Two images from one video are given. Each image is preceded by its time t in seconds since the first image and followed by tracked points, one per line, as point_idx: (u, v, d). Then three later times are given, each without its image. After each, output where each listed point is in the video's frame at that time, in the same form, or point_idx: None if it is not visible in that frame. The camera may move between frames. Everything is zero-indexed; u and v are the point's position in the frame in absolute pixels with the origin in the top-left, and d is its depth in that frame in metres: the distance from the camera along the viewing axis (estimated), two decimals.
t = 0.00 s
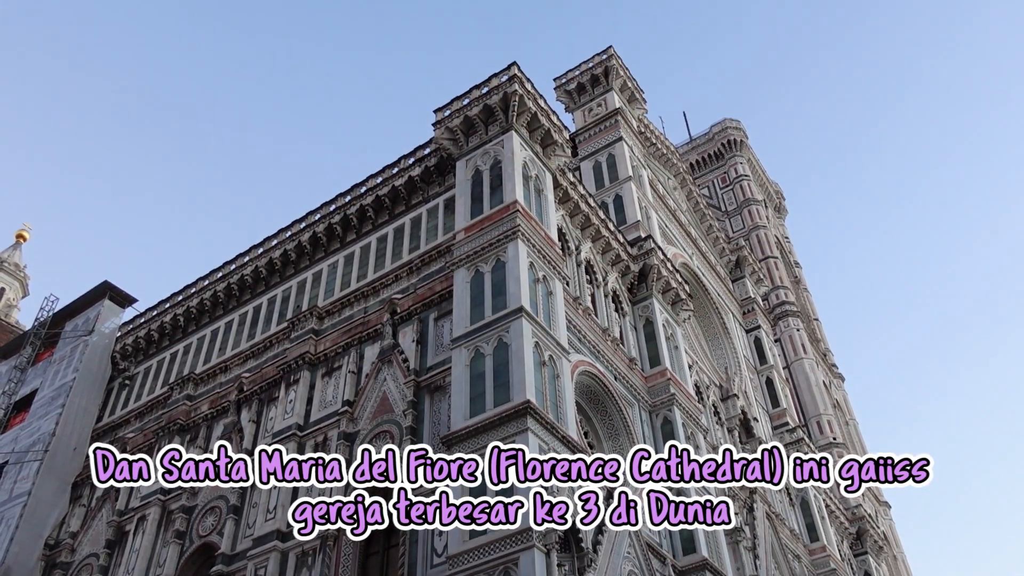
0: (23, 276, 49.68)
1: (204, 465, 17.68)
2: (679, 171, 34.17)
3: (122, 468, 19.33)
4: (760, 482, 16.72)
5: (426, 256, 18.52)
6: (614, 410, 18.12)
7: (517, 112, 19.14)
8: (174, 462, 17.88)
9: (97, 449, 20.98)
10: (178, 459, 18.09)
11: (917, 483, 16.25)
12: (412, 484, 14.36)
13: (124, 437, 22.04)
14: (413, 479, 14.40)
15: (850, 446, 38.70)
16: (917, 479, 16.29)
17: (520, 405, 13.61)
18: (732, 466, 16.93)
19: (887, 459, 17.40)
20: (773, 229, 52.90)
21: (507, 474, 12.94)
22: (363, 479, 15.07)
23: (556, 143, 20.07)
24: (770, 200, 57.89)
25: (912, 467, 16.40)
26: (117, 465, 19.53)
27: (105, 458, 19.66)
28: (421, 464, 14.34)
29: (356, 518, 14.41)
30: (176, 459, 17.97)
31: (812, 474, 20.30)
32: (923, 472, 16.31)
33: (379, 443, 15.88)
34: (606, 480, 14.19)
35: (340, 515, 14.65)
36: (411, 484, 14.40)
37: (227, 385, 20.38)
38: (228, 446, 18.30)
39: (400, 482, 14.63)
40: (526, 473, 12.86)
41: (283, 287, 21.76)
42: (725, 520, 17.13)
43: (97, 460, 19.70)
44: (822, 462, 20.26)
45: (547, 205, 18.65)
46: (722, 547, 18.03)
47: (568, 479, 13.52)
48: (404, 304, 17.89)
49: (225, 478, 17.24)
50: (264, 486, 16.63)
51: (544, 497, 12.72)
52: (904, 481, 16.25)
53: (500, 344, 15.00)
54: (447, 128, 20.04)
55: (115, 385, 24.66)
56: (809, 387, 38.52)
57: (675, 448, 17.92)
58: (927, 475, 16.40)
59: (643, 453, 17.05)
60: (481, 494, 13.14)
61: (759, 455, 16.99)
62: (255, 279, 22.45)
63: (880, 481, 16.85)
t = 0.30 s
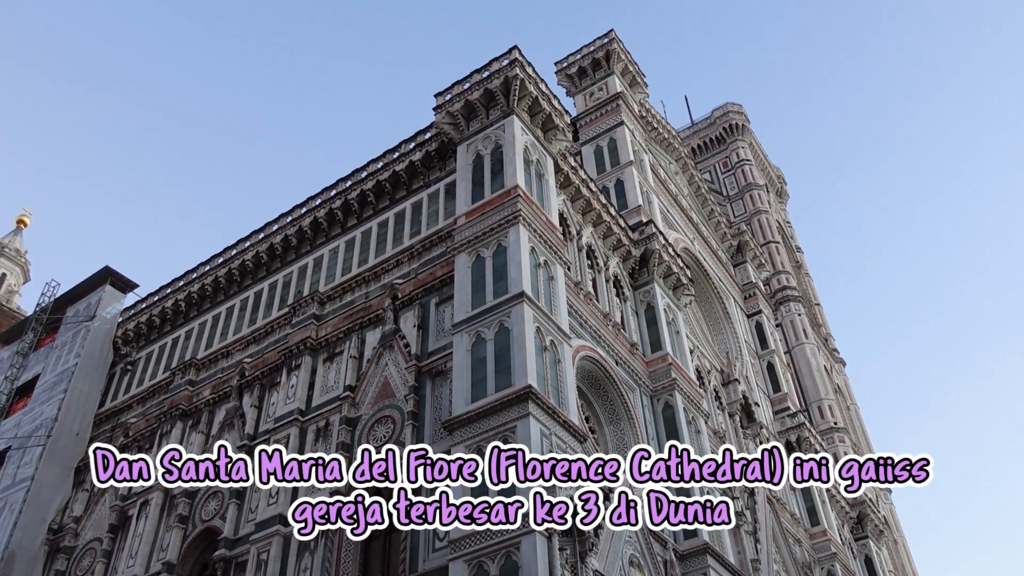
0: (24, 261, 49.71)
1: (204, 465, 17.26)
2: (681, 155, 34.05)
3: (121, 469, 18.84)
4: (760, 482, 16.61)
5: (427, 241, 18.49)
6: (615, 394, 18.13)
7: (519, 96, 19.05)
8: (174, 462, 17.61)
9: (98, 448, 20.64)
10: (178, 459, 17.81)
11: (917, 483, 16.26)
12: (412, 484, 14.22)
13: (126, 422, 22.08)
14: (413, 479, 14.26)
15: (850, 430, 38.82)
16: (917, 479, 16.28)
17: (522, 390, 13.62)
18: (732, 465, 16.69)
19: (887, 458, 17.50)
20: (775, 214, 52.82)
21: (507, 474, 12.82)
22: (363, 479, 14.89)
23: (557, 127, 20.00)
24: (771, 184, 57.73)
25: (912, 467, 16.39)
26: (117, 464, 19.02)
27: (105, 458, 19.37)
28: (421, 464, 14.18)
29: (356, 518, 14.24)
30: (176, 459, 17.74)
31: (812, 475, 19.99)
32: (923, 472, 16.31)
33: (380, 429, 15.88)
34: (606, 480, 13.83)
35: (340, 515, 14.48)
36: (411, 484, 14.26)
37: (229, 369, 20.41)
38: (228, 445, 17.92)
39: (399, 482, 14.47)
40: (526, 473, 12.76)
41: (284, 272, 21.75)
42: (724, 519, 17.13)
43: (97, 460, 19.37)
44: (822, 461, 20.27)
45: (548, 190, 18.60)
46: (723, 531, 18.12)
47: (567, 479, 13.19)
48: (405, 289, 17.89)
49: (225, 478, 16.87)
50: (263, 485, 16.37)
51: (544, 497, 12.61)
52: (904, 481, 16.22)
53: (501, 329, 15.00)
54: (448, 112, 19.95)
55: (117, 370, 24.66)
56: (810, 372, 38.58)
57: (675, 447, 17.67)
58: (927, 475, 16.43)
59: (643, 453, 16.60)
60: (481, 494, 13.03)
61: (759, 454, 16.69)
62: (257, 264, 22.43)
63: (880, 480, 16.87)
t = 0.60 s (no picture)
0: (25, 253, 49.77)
1: (204, 465, 17.49)
2: (683, 147, 33.97)
3: (121, 469, 19.16)
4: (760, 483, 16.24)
5: (429, 233, 18.48)
6: (617, 386, 18.14)
7: (520, 88, 18.99)
8: (174, 462, 17.79)
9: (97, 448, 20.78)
10: (179, 459, 17.95)
11: (917, 483, 16.25)
12: (412, 484, 14.20)
13: (130, 414, 22.11)
14: (413, 479, 14.25)
15: (852, 422, 38.85)
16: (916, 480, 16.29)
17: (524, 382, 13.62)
18: (732, 466, 16.76)
19: (886, 458, 17.52)
20: (777, 206, 52.75)
21: (507, 474, 12.82)
22: (362, 479, 14.87)
23: (559, 119, 19.95)
24: (773, 176, 57.62)
25: (912, 467, 16.40)
26: (116, 465, 19.37)
27: (105, 458, 19.67)
28: (421, 464, 14.16)
29: (356, 518, 14.23)
30: (176, 459, 17.89)
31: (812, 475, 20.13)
32: (923, 472, 16.32)
33: (383, 421, 15.88)
34: (606, 481, 13.71)
35: (340, 515, 14.48)
36: (411, 484, 14.25)
37: (232, 362, 20.43)
38: (227, 445, 18.02)
39: (399, 482, 14.47)
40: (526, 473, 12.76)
41: (286, 265, 21.74)
42: (725, 519, 16.79)
43: (97, 460, 19.69)
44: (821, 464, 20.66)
45: (550, 182, 18.56)
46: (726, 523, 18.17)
47: (567, 479, 13.04)
48: (407, 281, 17.87)
49: (225, 478, 17.02)
50: (264, 486, 16.50)
51: (544, 497, 12.49)
52: (904, 481, 16.21)
53: (504, 321, 14.99)
54: (449, 104, 19.90)
55: (120, 363, 24.53)
56: (813, 364, 38.59)
57: (675, 447, 17.54)
58: (927, 475, 16.45)
59: (645, 454, 16.57)
60: (481, 494, 13.03)
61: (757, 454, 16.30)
62: (259, 256, 22.41)
63: (881, 481, 16.97)
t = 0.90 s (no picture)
0: (30, 249, 49.91)
1: (204, 465, 17.33)
2: (687, 141, 33.90)
3: (121, 469, 19.05)
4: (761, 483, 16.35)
5: (432, 229, 18.48)
6: (621, 381, 18.15)
7: (524, 83, 18.98)
8: (174, 462, 17.59)
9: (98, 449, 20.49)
10: (179, 459, 17.80)
11: (917, 482, 16.24)
12: (412, 484, 14.24)
13: (135, 410, 22.15)
14: (413, 479, 14.28)
15: (857, 417, 38.84)
16: (916, 480, 16.26)
17: (528, 377, 13.63)
18: (732, 466, 16.67)
19: (887, 459, 17.50)
20: (781, 200, 52.64)
21: (507, 473, 12.84)
22: (363, 479, 14.89)
23: (562, 114, 19.92)
24: (778, 171, 57.51)
25: (912, 467, 16.37)
26: (117, 465, 19.26)
27: (104, 457, 19.51)
28: (421, 464, 14.20)
29: (356, 518, 14.20)
30: (176, 459, 17.75)
31: (812, 475, 20.11)
32: (923, 472, 16.31)
33: (387, 417, 15.91)
34: (606, 481, 13.58)
35: (340, 514, 14.43)
36: (411, 484, 14.28)
37: (237, 358, 20.46)
38: (227, 445, 17.97)
39: (399, 482, 14.49)
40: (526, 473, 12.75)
41: (290, 260, 21.76)
42: (725, 519, 16.72)
43: (96, 460, 19.45)
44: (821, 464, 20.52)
45: (553, 177, 18.55)
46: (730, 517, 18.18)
47: (567, 479, 12.96)
48: (411, 277, 17.88)
49: (225, 477, 16.97)
50: (264, 486, 16.54)
51: (544, 497, 12.45)
52: (904, 481, 16.20)
53: (507, 317, 15.00)
54: (453, 99, 19.89)
55: (125, 359, 24.55)
56: (817, 358, 38.59)
57: (675, 448, 17.53)
58: (927, 475, 16.44)
59: (648, 454, 16.49)
60: (482, 493, 13.05)
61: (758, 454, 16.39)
62: (262, 252, 22.42)
63: (881, 480, 17.05)
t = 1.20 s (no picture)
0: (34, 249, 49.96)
1: (203, 465, 17.44)
2: (690, 138, 33.86)
3: (122, 470, 19.04)
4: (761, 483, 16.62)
5: (435, 227, 18.48)
6: (624, 378, 18.14)
7: (526, 81, 18.97)
8: (174, 462, 17.75)
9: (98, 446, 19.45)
10: (178, 458, 18.03)
11: (917, 482, 16.23)
12: (413, 484, 14.26)
13: (139, 409, 22.18)
14: (413, 479, 14.30)
15: (861, 413, 38.79)
16: (917, 479, 16.25)
17: (532, 375, 13.64)
18: (732, 465, 16.83)
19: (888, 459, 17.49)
20: (784, 197, 52.58)
21: (507, 474, 12.85)
22: (363, 479, 14.90)
23: (565, 111, 19.91)
24: (781, 167, 57.46)
25: (912, 467, 16.36)
26: (117, 466, 19.15)
27: (105, 457, 19.01)
28: (421, 464, 14.23)
29: (356, 518, 14.25)
30: (176, 459, 17.95)
31: (812, 474, 20.11)
32: (923, 472, 16.29)
33: (391, 415, 15.92)
34: (606, 480, 13.51)
35: (340, 515, 14.48)
36: (411, 484, 14.29)
37: (241, 357, 20.47)
38: (228, 445, 17.96)
39: (399, 482, 14.50)
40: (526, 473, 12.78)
41: (293, 259, 21.77)
42: (725, 519, 16.70)
43: (96, 459, 18.93)
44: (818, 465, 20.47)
45: (556, 174, 18.54)
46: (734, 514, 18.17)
47: (567, 479, 12.89)
48: (414, 275, 17.88)
49: (225, 478, 16.94)
50: (263, 486, 16.56)
51: (544, 497, 12.42)
52: (905, 481, 16.20)
53: (510, 314, 15.00)
54: (455, 97, 19.89)
55: (129, 358, 24.71)
56: (821, 354, 38.58)
57: (675, 447, 17.41)
58: (927, 475, 16.44)
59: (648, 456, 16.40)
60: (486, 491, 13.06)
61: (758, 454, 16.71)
62: (266, 251, 22.44)
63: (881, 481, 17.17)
